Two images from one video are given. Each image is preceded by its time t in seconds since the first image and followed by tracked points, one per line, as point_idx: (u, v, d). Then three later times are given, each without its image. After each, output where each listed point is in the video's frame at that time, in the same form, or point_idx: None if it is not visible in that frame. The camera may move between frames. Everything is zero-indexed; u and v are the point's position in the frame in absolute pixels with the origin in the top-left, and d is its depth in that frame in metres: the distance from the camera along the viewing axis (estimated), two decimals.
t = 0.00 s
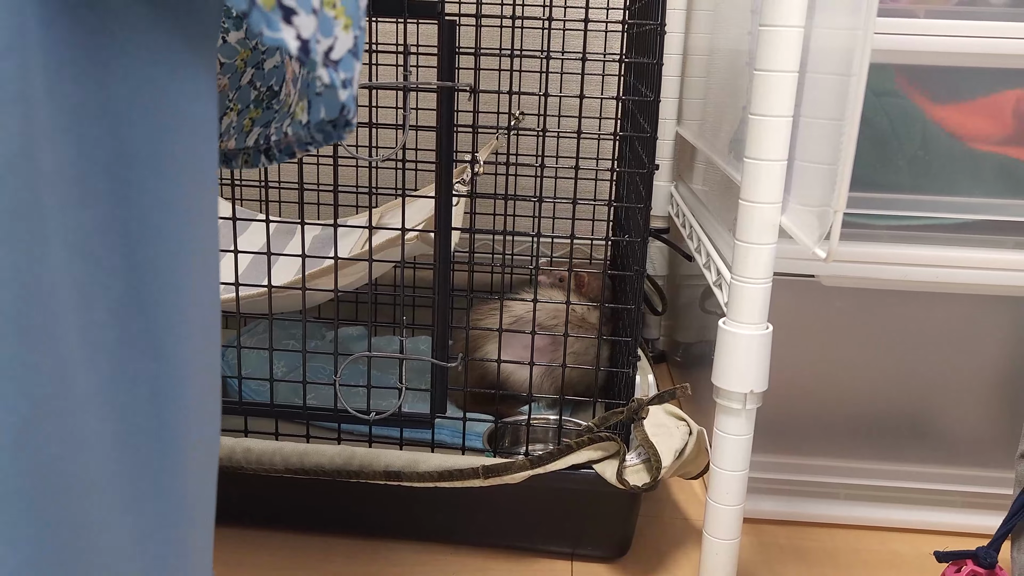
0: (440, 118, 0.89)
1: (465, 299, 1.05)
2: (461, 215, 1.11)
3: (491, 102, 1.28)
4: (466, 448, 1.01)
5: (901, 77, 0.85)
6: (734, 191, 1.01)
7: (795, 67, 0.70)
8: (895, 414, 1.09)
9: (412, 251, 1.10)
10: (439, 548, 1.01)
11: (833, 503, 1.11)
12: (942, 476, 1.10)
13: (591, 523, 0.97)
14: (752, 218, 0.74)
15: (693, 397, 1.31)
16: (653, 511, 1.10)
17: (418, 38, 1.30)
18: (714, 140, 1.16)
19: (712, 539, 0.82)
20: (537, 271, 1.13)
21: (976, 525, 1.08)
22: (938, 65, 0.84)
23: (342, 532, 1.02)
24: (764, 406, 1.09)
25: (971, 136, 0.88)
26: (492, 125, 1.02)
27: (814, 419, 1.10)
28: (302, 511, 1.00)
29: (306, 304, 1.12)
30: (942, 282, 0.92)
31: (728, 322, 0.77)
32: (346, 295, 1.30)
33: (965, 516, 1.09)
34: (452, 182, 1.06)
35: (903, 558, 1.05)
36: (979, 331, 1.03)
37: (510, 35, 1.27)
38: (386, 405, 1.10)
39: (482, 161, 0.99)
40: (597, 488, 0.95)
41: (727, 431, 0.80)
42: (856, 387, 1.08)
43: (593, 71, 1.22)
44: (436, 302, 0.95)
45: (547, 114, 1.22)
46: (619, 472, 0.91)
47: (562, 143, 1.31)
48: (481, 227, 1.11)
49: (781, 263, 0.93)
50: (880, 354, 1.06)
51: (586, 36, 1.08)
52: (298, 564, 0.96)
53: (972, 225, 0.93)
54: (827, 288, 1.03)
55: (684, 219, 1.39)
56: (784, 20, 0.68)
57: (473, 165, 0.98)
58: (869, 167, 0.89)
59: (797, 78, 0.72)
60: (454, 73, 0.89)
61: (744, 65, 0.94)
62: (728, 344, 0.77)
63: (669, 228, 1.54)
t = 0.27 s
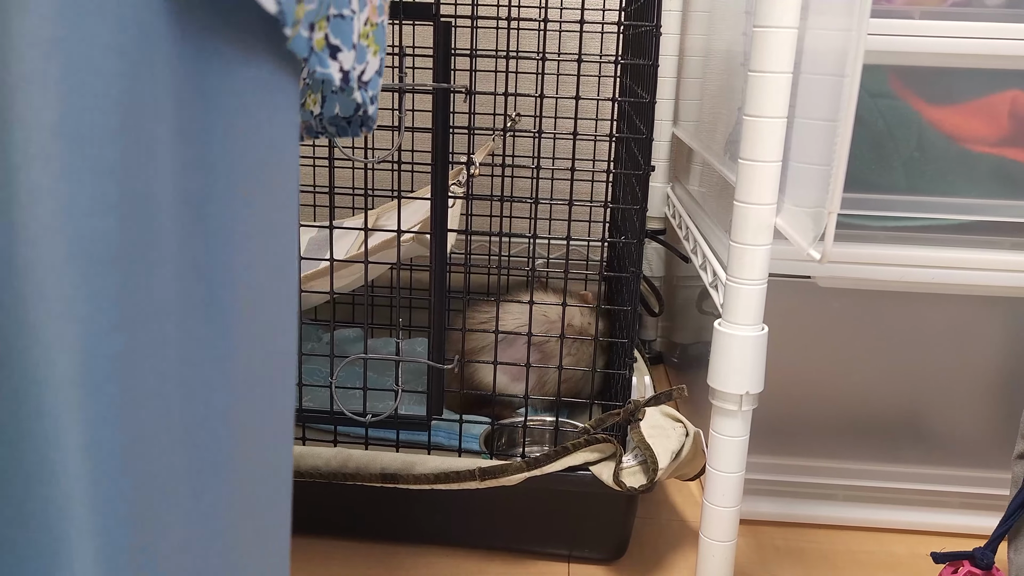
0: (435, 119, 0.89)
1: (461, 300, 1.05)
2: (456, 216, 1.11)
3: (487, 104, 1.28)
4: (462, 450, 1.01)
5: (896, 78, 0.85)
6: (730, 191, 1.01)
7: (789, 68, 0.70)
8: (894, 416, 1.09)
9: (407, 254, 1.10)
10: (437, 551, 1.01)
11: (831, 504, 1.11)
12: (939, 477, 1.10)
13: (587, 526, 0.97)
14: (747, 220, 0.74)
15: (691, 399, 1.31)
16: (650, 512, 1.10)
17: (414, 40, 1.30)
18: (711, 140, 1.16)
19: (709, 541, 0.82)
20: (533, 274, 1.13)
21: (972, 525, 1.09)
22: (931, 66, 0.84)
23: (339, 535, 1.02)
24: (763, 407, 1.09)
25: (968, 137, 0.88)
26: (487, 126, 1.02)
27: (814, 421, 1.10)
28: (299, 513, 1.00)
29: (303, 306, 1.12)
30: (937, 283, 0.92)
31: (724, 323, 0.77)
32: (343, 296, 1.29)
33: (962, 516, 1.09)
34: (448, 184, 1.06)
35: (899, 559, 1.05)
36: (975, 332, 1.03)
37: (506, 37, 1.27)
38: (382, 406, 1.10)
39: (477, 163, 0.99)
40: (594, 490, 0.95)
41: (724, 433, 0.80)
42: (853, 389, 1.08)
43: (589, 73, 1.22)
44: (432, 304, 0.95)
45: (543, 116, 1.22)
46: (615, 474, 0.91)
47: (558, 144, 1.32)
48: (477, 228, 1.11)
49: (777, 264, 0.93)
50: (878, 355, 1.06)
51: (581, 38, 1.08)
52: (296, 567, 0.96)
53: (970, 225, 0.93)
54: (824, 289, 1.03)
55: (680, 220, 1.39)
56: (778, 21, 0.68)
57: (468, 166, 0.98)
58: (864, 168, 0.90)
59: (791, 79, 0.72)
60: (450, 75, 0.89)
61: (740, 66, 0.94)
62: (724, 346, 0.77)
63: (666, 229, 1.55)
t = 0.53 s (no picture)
0: (429, 120, 0.88)
1: (457, 301, 1.04)
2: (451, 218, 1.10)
3: (482, 105, 1.28)
4: (457, 452, 1.01)
5: (893, 79, 0.85)
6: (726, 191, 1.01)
7: (784, 68, 0.70)
8: (891, 416, 1.09)
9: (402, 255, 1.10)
10: (432, 553, 1.00)
11: (827, 505, 1.11)
12: (935, 477, 1.10)
13: (583, 528, 0.97)
14: (742, 220, 0.73)
15: (687, 400, 1.30)
16: (646, 513, 1.10)
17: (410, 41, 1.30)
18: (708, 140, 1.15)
19: (705, 542, 0.81)
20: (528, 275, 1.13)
21: (967, 525, 1.09)
22: (927, 66, 0.84)
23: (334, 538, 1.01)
24: (760, 408, 1.09)
25: (963, 138, 0.88)
26: (482, 127, 1.02)
27: (810, 422, 1.09)
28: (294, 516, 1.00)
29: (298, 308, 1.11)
30: (932, 283, 0.92)
31: (719, 325, 0.77)
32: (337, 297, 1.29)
33: (958, 516, 1.09)
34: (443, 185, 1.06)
35: (895, 560, 1.05)
36: (971, 332, 1.03)
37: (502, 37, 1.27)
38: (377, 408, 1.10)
39: (472, 164, 0.99)
40: (589, 491, 0.95)
41: (719, 434, 0.80)
42: (850, 390, 1.08)
43: (585, 73, 1.22)
44: (427, 306, 0.95)
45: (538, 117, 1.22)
46: (611, 476, 0.91)
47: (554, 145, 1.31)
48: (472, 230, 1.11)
49: (773, 265, 0.93)
50: (874, 356, 1.06)
51: (576, 38, 1.08)
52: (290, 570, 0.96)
53: (966, 226, 0.93)
54: (820, 290, 1.03)
55: (676, 221, 1.39)
56: (773, 21, 0.68)
57: (463, 168, 0.97)
58: (860, 168, 0.90)
59: (786, 79, 0.72)
60: (444, 76, 0.88)
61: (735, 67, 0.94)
62: (720, 347, 0.77)
63: (661, 230, 1.54)
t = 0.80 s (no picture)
0: (416, 119, 0.88)
1: (445, 302, 1.04)
2: (440, 218, 1.10)
3: (472, 104, 1.27)
4: (446, 454, 1.00)
5: (882, 76, 0.85)
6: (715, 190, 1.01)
7: (771, 65, 0.69)
8: (882, 416, 1.08)
9: (390, 256, 1.09)
10: (421, 556, 0.99)
11: (818, 505, 1.11)
12: (926, 477, 1.10)
13: (573, 530, 0.96)
14: (731, 219, 0.73)
15: (678, 400, 1.30)
16: (637, 514, 1.09)
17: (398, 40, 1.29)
18: (698, 139, 1.15)
19: (694, 544, 0.81)
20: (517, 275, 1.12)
21: (959, 525, 1.08)
22: (915, 63, 0.83)
23: (321, 541, 1.00)
24: (750, 408, 1.08)
25: (952, 137, 0.88)
26: (471, 126, 1.01)
27: (802, 422, 1.09)
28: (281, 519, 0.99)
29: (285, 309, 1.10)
30: (922, 283, 0.91)
31: (707, 324, 0.76)
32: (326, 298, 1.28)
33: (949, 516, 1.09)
34: (431, 184, 1.05)
35: (887, 561, 1.04)
36: (961, 331, 1.03)
37: (491, 36, 1.26)
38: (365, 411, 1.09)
39: (460, 164, 0.98)
40: (579, 493, 0.94)
41: (708, 435, 0.79)
42: (840, 389, 1.07)
43: (575, 72, 1.21)
44: (414, 306, 0.94)
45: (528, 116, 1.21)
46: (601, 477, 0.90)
47: (544, 145, 1.31)
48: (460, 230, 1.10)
49: (762, 264, 0.92)
50: (865, 355, 1.05)
51: (565, 37, 1.07)
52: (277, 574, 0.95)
53: (956, 225, 0.92)
54: (811, 289, 1.02)
55: (666, 220, 1.38)
56: (759, 18, 0.68)
57: (451, 167, 0.97)
58: (850, 167, 0.89)
59: (774, 76, 0.71)
60: (430, 74, 0.87)
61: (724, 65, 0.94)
62: (708, 347, 0.76)
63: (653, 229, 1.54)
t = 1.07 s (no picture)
0: (398, 120, 0.87)
1: (431, 303, 1.03)
2: (425, 219, 1.09)
3: (458, 104, 1.26)
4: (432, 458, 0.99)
5: (870, 75, 0.84)
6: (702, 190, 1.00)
7: (755, 65, 0.68)
8: (870, 416, 1.08)
9: (375, 257, 1.08)
10: (406, 560, 0.98)
11: (807, 506, 1.10)
12: (914, 477, 1.10)
13: (560, 533, 0.95)
14: (715, 220, 0.72)
15: (668, 401, 1.29)
16: (625, 517, 1.08)
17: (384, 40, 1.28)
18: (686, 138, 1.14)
19: (680, 548, 0.80)
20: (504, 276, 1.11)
21: (946, 525, 1.08)
22: (900, 63, 0.83)
23: (305, 546, 0.99)
24: (738, 410, 1.07)
25: (938, 136, 0.87)
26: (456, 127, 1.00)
27: (790, 423, 1.08)
28: (264, 524, 0.98)
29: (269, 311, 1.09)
30: (909, 283, 0.91)
31: (692, 326, 0.76)
32: (312, 301, 1.27)
33: (937, 516, 1.09)
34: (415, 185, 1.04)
35: (874, 562, 1.04)
36: (948, 330, 1.03)
37: (477, 36, 1.25)
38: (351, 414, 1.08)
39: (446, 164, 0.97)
40: (565, 496, 0.93)
41: (694, 438, 0.78)
42: (828, 389, 1.07)
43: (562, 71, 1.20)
44: (399, 309, 0.93)
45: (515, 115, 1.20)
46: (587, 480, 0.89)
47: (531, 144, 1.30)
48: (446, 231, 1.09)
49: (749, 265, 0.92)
50: (852, 356, 1.05)
51: (550, 36, 1.06)
52: None
53: (943, 225, 0.92)
54: (798, 290, 1.02)
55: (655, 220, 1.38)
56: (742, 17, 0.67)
57: (435, 168, 0.96)
58: (837, 167, 0.88)
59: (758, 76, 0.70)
60: (413, 75, 0.86)
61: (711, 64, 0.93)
62: (693, 349, 0.75)
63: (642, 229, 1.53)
